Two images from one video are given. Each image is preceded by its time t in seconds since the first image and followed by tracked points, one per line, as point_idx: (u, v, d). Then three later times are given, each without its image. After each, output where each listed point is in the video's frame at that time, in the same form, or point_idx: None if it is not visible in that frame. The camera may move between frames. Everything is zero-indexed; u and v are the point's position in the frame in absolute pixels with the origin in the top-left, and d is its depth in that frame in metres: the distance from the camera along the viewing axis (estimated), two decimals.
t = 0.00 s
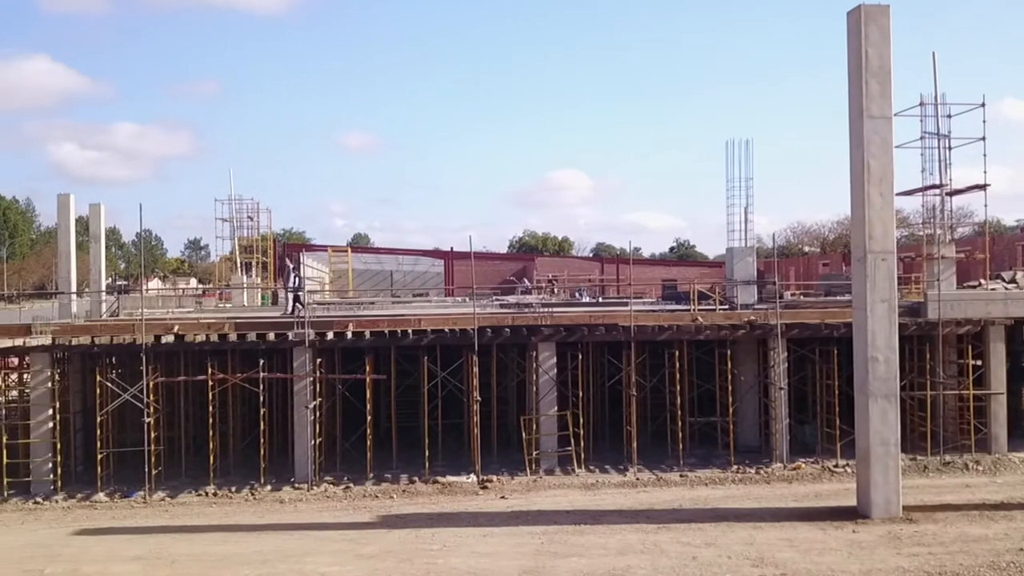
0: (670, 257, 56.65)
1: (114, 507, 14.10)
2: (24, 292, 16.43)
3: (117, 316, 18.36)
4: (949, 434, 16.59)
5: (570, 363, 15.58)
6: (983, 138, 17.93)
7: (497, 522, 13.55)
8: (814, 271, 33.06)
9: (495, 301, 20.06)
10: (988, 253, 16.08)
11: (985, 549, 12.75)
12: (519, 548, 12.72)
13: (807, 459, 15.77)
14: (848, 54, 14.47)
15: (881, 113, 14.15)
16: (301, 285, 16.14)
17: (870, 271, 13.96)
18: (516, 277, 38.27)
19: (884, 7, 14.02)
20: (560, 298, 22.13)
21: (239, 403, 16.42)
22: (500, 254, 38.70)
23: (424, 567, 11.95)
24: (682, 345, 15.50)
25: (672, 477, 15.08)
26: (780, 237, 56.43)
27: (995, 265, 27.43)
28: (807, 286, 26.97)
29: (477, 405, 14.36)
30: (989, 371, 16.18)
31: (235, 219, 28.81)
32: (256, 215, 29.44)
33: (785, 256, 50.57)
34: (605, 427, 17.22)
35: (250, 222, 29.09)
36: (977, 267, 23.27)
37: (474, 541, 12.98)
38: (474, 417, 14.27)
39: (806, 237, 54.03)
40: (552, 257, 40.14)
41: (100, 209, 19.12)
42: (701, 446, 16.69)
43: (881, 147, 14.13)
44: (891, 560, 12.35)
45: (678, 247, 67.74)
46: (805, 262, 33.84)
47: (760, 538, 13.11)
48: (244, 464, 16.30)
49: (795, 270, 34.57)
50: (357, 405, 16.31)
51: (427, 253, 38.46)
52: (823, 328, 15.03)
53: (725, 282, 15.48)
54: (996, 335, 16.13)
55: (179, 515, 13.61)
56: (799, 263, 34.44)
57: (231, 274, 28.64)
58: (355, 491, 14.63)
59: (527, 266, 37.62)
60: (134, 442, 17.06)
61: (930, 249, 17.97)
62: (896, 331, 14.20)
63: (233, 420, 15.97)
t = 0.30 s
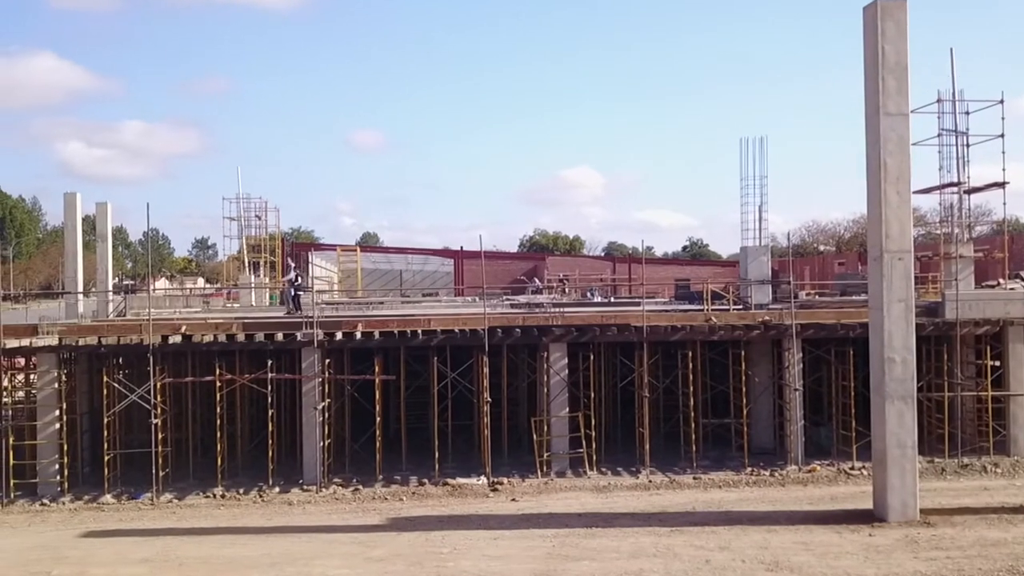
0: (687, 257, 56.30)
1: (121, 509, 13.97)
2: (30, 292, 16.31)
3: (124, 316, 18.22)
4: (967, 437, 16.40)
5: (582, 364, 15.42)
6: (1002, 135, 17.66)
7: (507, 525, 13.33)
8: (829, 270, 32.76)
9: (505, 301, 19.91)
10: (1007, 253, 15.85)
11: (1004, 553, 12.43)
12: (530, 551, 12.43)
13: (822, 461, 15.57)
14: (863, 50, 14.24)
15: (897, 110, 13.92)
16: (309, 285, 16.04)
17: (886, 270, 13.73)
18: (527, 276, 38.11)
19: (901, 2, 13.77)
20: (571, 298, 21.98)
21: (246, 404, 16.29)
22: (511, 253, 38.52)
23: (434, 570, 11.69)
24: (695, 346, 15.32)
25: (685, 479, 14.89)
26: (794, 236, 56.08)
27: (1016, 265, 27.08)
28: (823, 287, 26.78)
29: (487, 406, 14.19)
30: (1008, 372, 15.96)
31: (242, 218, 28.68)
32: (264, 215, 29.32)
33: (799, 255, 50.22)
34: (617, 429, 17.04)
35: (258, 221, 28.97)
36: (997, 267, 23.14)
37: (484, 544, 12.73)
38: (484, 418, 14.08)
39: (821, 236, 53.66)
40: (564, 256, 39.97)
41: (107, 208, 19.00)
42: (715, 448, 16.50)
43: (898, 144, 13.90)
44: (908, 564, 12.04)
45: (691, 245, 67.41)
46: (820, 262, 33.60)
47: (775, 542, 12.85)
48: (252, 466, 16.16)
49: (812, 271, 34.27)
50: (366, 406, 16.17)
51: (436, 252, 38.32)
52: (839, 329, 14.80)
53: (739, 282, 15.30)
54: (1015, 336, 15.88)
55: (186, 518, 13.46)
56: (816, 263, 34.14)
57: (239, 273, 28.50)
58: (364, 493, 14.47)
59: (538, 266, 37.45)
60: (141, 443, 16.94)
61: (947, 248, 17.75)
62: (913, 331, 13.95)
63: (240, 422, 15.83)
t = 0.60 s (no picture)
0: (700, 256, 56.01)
1: (129, 511, 13.86)
2: (38, 292, 16.21)
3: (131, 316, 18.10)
4: (986, 439, 16.19)
5: (594, 365, 15.26)
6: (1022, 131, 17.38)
7: (519, 528, 13.13)
8: (845, 270, 32.46)
9: (517, 300, 19.77)
10: None
11: None
12: (542, 554, 12.19)
13: (840, 463, 15.38)
14: (881, 46, 13.99)
15: (916, 107, 13.67)
16: (318, 285, 15.91)
17: (904, 270, 13.51)
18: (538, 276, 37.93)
19: None
20: (583, 297, 21.83)
21: (256, 405, 16.17)
22: (522, 252, 38.36)
23: (445, 573, 11.46)
24: (710, 346, 15.14)
25: (700, 482, 14.70)
26: (809, 235, 55.69)
27: None
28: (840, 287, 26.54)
29: (499, 407, 14.02)
30: None
31: (251, 216, 28.56)
32: (274, 213, 29.20)
33: (814, 253, 49.87)
34: (630, 430, 16.86)
35: (267, 220, 28.85)
36: (1018, 267, 22.87)
37: (495, 547, 12.52)
38: (496, 420, 13.91)
39: (836, 234, 53.26)
40: (576, 255, 39.77)
41: (115, 207, 18.88)
42: (729, 450, 16.31)
43: (916, 141, 13.66)
44: (927, 568, 11.77)
45: (704, 244, 67.03)
46: (836, 261, 33.29)
47: (791, 545, 12.60)
48: (262, 467, 16.03)
49: (828, 271, 33.89)
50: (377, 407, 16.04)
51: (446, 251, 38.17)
52: (856, 329, 14.59)
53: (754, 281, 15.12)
54: None
55: (195, 520, 13.32)
56: (833, 264, 33.73)
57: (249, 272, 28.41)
58: (374, 494, 14.32)
59: (549, 265, 37.27)
60: (150, 444, 16.83)
61: (966, 247, 17.50)
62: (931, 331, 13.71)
63: (250, 423, 15.72)
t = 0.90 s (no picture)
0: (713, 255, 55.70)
1: (137, 513, 13.73)
2: (45, 292, 16.07)
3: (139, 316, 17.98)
4: (1006, 441, 15.96)
5: (607, 366, 15.09)
6: None
7: (531, 531, 12.94)
8: (862, 269, 32.14)
9: (528, 301, 19.63)
10: None
11: None
12: (554, 557, 11.97)
13: (856, 466, 15.20)
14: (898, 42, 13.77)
15: (934, 104, 13.44)
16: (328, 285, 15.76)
17: (921, 269, 13.28)
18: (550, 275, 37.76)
19: None
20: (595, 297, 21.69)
21: (265, 406, 16.04)
22: (534, 251, 38.19)
23: None
24: (724, 346, 14.96)
25: (714, 484, 14.53)
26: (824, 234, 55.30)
27: None
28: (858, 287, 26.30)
29: (510, 408, 13.86)
30: None
31: (260, 215, 28.44)
32: (282, 212, 29.08)
33: (829, 252, 49.48)
34: (643, 432, 16.69)
35: (276, 219, 28.73)
36: None
37: (506, 550, 12.30)
38: (507, 421, 13.74)
39: (853, 233, 52.84)
40: (587, 254, 39.57)
41: (123, 206, 18.78)
42: (743, 452, 16.12)
43: (934, 139, 13.43)
44: (946, 572, 11.50)
45: (719, 244, 66.68)
46: (853, 260, 32.98)
47: (806, 549, 12.35)
48: (270, 469, 15.89)
49: (845, 271, 33.64)
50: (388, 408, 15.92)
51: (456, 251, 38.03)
52: (873, 329, 14.37)
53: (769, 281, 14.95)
54: None
55: (203, 522, 13.19)
56: (850, 264, 33.45)
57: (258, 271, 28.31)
58: (384, 497, 14.17)
59: (561, 265, 37.09)
60: (158, 445, 16.72)
61: (985, 246, 17.26)
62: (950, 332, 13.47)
63: (258, 425, 15.60)
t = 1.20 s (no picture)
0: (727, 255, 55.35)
1: (146, 515, 13.60)
2: (54, 292, 15.94)
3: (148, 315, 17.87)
4: None
5: (621, 367, 14.93)
6: None
7: (544, 534, 12.73)
8: (880, 269, 31.77)
9: (541, 301, 19.49)
10: None
11: None
12: (567, 561, 11.74)
13: (875, 469, 15.01)
14: (917, 38, 13.52)
15: (954, 100, 13.18)
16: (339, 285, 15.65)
17: (940, 269, 13.04)
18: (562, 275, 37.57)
19: None
20: (609, 297, 21.52)
21: (275, 408, 15.92)
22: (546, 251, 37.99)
23: None
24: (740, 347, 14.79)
25: (729, 488, 14.34)
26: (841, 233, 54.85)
27: None
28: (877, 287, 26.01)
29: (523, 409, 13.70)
30: None
31: (269, 214, 28.31)
32: (293, 211, 28.93)
33: (847, 251, 49.05)
34: (658, 435, 16.51)
35: (286, 218, 28.61)
36: None
37: (519, 553, 12.08)
38: (520, 422, 13.56)
39: (871, 232, 52.37)
40: (600, 254, 39.34)
41: (132, 206, 18.67)
42: (759, 455, 15.93)
43: (954, 136, 13.19)
44: None
45: (734, 243, 66.31)
46: (871, 259, 32.63)
47: (824, 553, 12.08)
48: (280, 471, 15.76)
49: (863, 270, 33.32)
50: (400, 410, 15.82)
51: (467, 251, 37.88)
52: (892, 330, 14.15)
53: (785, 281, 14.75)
54: None
55: (213, 525, 13.04)
56: (868, 264, 33.11)
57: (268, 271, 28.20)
58: (395, 499, 14.01)
59: (573, 264, 36.88)
60: (167, 447, 16.61)
61: (1007, 245, 17.00)
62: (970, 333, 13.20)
63: (269, 426, 15.47)
